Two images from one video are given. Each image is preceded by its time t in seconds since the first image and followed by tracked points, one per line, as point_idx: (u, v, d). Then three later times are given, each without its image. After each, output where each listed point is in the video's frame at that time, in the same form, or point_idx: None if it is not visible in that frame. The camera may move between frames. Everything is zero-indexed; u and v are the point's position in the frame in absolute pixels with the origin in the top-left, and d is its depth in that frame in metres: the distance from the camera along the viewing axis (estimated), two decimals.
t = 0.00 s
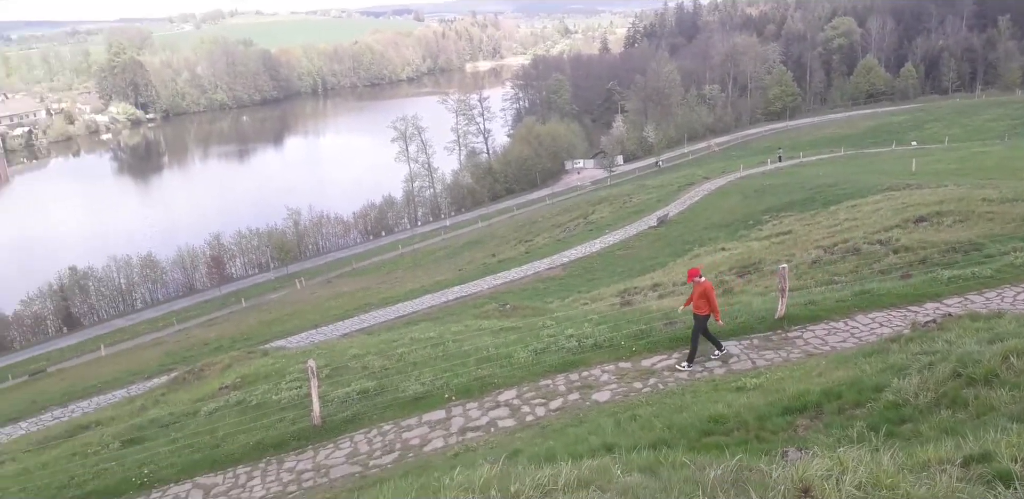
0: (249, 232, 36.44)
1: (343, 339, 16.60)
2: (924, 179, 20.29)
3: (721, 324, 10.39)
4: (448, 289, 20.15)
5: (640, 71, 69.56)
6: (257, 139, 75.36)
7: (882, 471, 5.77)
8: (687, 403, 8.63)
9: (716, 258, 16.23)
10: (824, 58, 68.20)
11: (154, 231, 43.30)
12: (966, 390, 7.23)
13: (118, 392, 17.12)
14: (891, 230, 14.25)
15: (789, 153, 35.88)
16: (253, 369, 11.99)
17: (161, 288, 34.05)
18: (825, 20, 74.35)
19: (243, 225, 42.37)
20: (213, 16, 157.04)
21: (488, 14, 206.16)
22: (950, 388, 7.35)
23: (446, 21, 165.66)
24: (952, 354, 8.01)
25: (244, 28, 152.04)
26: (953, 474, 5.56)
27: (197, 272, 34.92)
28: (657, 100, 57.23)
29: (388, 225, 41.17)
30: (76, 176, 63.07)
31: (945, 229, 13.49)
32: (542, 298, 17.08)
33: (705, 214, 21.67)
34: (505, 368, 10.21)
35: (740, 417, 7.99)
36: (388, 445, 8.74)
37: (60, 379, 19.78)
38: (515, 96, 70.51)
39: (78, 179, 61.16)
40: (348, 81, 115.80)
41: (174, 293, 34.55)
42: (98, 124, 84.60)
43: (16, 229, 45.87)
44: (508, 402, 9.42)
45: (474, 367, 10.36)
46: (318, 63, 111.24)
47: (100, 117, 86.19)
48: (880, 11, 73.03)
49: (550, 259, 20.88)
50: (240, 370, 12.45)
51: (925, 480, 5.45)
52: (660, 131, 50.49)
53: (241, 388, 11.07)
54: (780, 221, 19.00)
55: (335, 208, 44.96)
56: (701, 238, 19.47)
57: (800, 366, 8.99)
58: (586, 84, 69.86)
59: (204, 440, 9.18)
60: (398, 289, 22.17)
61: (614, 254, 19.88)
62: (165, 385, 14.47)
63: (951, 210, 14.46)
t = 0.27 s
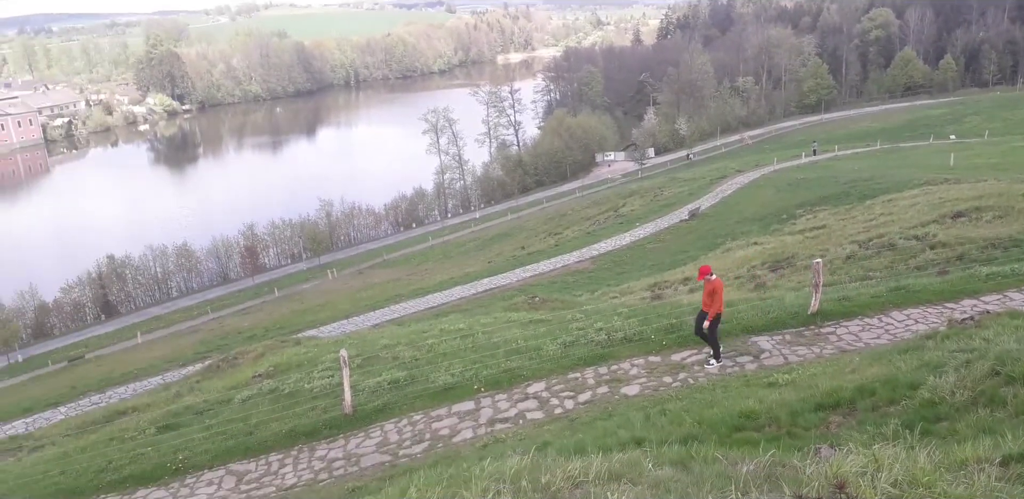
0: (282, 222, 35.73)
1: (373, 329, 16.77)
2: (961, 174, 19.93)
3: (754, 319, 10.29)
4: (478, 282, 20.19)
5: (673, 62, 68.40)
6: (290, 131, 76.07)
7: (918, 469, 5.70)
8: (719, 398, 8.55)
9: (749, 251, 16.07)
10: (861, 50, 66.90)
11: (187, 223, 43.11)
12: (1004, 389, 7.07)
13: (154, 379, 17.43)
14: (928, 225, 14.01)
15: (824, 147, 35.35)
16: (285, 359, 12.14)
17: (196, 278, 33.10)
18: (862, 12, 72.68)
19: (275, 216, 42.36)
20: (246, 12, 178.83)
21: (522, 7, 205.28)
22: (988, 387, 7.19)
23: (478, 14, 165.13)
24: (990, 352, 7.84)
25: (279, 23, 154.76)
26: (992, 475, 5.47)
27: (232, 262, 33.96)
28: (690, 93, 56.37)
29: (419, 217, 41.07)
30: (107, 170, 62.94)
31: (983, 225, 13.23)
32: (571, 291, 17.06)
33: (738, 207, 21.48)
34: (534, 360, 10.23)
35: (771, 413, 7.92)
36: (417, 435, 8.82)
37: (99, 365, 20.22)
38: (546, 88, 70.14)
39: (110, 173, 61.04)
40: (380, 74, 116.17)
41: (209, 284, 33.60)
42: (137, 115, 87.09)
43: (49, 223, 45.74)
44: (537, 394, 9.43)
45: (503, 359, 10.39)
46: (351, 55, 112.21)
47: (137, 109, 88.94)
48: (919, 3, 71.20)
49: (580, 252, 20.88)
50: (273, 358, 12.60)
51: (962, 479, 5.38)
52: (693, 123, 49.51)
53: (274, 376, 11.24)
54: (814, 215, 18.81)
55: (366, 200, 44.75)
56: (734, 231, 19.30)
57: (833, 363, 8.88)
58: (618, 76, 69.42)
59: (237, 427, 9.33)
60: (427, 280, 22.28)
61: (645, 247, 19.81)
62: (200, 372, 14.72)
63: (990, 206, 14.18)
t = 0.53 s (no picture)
0: (311, 217, 35.61)
1: (400, 323, 16.89)
2: (997, 175, 19.57)
3: (783, 319, 10.20)
4: (503, 278, 20.21)
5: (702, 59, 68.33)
6: (319, 126, 76.60)
7: (952, 474, 5.60)
8: (745, 399, 8.48)
9: (778, 251, 15.94)
10: (894, 48, 65.35)
11: (215, 217, 43.27)
12: None
13: (184, 370, 17.69)
14: (961, 226, 13.78)
15: (856, 146, 34.91)
16: (313, 352, 12.24)
17: (226, 271, 32.90)
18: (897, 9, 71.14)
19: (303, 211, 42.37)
20: (277, 6, 184.07)
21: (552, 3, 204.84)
22: None
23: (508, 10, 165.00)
24: None
25: (310, 18, 156.94)
26: None
27: (261, 255, 33.80)
28: (719, 90, 55.99)
29: (446, 213, 40.67)
30: (137, 164, 63.58)
31: (1020, 227, 12.98)
32: (597, 288, 17.04)
33: (766, 206, 21.30)
34: (559, 357, 10.22)
35: (800, 413, 7.83)
36: (443, 429, 8.87)
37: (131, 355, 20.56)
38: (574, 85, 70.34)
39: (141, 168, 61.70)
40: (408, 70, 117.50)
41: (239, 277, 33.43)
42: (169, 109, 88.37)
43: (81, 217, 46.18)
44: (562, 391, 9.42)
45: (528, 355, 10.40)
46: (380, 51, 113.62)
47: (170, 103, 90.46)
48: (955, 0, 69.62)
49: (606, 250, 20.83)
50: (301, 351, 12.73)
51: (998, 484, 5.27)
52: (722, 121, 49.67)
53: (302, 369, 11.34)
54: (844, 215, 18.60)
55: (393, 196, 44.72)
56: (762, 230, 19.17)
57: (863, 365, 8.75)
58: (646, 73, 69.35)
59: (264, 418, 9.43)
60: (453, 276, 22.36)
61: (672, 245, 19.68)
62: (230, 364, 14.93)
63: None
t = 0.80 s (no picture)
0: (340, 208, 35.82)
1: (427, 315, 17.02)
2: None
3: (813, 315, 10.09)
4: (530, 271, 20.26)
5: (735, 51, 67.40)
6: (349, 118, 77.16)
7: (989, 474, 5.49)
8: (774, 395, 8.40)
9: (808, 246, 15.76)
10: (931, 41, 63.66)
11: (246, 207, 43.75)
12: None
13: (216, 358, 17.95)
14: (998, 223, 13.50)
15: (890, 140, 34.34)
16: (342, 342, 12.34)
17: (257, 260, 33.18)
18: None
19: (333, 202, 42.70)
20: None
21: None
22: None
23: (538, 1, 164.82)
24: None
25: (342, 11, 158.87)
26: None
27: (291, 246, 34.05)
28: (751, 83, 55.62)
29: (473, 205, 40.70)
30: (171, 155, 64.51)
31: None
32: (624, 282, 17.00)
33: (798, 201, 21.09)
34: (586, 351, 10.20)
35: (831, 411, 7.73)
36: (469, 421, 8.91)
37: (163, 343, 20.94)
38: (604, 77, 70.26)
39: (174, 158, 62.63)
40: (438, 61, 118.30)
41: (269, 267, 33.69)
42: (202, 101, 90.50)
43: (116, 206, 46.98)
44: (589, 385, 9.39)
45: (554, 348, 10.39)
46: (410, 43, 114.70)
47: (203, 94, 92.07)
48: None
49: (633, 243, 20.77)
50: (331, 341, 12.84)
51: None
52: (754, 114, 49.42)
53: (330, 359, 11.44)
54: (877, 210, 18.32)
55: (421, 188, 44.89)
56: (793, 225, 19.00)
57: (895, 362, 8.62)
58: (677, 65, 68.89)
59: (294, 407, 9.54)
60: (479, 269, 22.43)
61: (701, 239, 19.58)
62: (260, 353, 15.13)
63: None
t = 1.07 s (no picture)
0: (367, 205, 35.90)
1: (453, 311, 17.10)
2: None
3: (843, 315, 9.96)
4: (555, 269, 20.26)
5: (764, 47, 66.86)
6: (376, 115, 77.51)
7: None
8: (803, 396, 8.31)
9: (838, 246, 15.56)
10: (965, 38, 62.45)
11: (274, 203, 44.17)
12: None
13: (244, 352, 18.15)
14: None
15: (922, 139, 33.80)
16: (369, 338, 12.40)
17: (284, 256, 33.37)
18: None
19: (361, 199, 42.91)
20: None
21: None
22: None
23: None
24: None
25: (371, 8, 160.08)
26: None
27: (319, 242, 34.20)
28: (781, 81, 54.96)
29: (499, 203, 40.56)
30: (199, 151, 65.16)
31: None
32: (650, 281, 16.93)
33: (827, 200, 20.88)
34: (612, 349, 10.15)
35: (860, 413, 7.63)
36: (494, 418, 8.94)
37: (192, 337, 21.20)
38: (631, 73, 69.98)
39: (202, 155, 63.26)
40: (466, 58, 118.58)
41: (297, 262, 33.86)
42: (233, 97, 91.90)
43: (147, 201, 47.57)
44: (614, 384, 9.35)
45: (579, 347, 10.35)
46: (437, 40, 115.17)
47: (233, 90, 93.36)
48: None
49: (659, 242, 20.68)
50: (357, 337, 12.91)
51: None
52: (783, 111, 48.65)
53: (357, 354, 11.51)
54: (909, 210, 18.05)
55: (447, 185, 44.98)
56: (822, 225, 18.82)
57: (926, 364, 8.48)
58: (705, 62, 68.10)
59: (321, 401, 9.62)
60: (505, 266, 22.47)
61: (728, 238, 19.44)
62: (288, 348, 15.28)
63: None
